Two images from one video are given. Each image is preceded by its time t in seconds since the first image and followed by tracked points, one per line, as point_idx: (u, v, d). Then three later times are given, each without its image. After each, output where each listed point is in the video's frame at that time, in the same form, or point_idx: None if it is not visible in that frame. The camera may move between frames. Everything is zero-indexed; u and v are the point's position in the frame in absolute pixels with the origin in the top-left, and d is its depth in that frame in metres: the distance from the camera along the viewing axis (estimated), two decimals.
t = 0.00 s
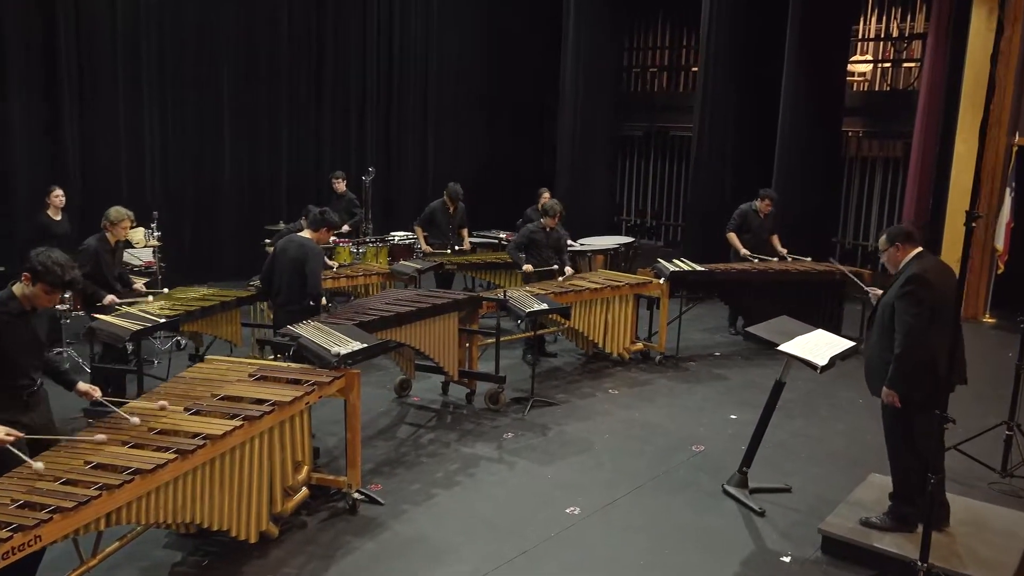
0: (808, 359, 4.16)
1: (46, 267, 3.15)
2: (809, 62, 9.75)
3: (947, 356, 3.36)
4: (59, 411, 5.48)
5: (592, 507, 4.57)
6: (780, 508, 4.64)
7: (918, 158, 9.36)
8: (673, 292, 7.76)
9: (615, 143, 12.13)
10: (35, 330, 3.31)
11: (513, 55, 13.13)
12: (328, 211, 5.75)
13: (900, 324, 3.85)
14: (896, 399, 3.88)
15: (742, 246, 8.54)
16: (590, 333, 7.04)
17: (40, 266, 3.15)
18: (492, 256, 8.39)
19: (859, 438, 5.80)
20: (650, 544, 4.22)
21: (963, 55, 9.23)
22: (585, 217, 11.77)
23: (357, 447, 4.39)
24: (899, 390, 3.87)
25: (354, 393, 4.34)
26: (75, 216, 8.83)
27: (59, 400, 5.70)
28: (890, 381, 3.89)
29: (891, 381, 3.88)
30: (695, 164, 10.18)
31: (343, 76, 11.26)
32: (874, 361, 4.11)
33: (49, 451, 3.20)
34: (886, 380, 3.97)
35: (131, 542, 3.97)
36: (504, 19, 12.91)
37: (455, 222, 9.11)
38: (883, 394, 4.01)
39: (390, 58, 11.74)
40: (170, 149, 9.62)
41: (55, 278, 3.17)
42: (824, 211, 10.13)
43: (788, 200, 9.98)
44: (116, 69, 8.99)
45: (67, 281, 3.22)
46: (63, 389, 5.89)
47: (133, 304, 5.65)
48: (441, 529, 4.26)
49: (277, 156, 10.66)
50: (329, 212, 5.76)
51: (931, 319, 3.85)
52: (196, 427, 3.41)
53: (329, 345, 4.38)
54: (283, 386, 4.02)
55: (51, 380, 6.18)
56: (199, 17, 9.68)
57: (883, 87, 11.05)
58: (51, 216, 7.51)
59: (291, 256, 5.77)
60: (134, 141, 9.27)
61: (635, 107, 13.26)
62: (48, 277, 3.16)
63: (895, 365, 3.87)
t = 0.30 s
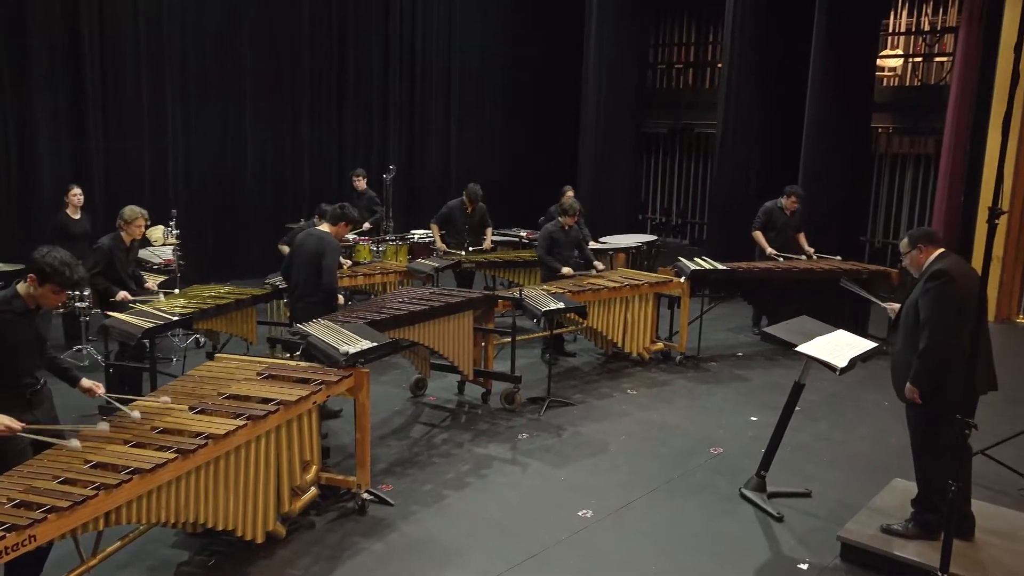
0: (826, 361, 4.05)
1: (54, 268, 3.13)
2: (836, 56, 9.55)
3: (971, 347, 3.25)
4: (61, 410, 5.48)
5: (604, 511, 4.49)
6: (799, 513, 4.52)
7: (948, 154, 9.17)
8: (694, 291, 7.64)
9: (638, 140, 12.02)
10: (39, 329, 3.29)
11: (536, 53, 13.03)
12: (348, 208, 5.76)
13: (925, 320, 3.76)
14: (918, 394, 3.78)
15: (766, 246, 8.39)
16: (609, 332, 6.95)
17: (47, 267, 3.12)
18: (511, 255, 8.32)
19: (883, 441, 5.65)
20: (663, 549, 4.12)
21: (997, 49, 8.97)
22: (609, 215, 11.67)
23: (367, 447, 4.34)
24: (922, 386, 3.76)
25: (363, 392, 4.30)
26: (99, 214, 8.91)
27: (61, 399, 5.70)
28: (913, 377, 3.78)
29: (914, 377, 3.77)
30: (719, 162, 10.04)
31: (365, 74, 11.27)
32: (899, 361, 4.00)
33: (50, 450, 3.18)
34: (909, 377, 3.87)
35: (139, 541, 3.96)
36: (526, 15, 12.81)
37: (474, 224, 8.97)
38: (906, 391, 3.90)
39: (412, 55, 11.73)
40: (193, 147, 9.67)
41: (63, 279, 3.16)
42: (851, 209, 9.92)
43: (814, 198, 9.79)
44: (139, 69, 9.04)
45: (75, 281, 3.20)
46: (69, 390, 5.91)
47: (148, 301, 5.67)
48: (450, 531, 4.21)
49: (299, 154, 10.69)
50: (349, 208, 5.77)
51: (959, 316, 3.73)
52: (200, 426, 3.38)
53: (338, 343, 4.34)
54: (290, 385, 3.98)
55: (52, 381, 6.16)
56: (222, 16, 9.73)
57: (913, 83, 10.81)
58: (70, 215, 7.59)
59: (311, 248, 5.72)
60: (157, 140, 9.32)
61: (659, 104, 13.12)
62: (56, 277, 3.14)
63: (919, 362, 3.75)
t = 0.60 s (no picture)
0: (841, 362, 3.94)
1: (53, 265, 3.13)
2: (861, 52, 9.36)
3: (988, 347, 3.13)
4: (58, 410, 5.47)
5: (614, 512, 4.41)
6: (814, 517, 4.41)
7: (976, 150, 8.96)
8: (712, 289, 7.53)
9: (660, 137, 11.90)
10: (39, 326, 3.29)
11: (557, 51, 12.94)
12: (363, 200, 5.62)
13: (951, 317, 3.63)
14: (941, 397, 3.65)
15: (789, 241, 8.22)
16: (625, 331, 6.86)
17: (47, 263, 3.12)
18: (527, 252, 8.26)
19: (904, 444, 5.51)
20: (672, 553, 4.04)
21: None
22: (630, 213, 11.57)
23: (373, 446, 4.31)
24: (945, 387, 3.62)
25: (370, 391, 4.26)
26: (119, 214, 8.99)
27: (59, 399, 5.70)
28: (935, 379, 3.66)
29: (937, 377, 3.64)
30: (740, 160, 9.90)
31: (385, 73, 11.25)
32: (923, 361, 3.88)
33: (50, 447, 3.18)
34: (932, 378, 3.73)
35: (144, 539, 3.95)
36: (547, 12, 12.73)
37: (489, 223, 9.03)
38: (929, 393, 3.77)
39: (432, 54, 11.70)
40: (212, 146, 9.70)
41: (63, 276, 3.15)
42: (877, 207, 9.73)
43: (838, 195, 9.61)
44: (160, 70, 9.09)
45: (75, 279, 3.19)
46: (69, 389, 5.90)
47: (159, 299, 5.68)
48: (456, 532, 4.15)
49: (319, 153, 10.71)
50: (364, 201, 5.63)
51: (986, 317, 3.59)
52: (199, 424, 3.36)
53: (344, 341, 4.31)
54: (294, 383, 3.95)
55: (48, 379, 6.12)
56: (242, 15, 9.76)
57: (941, 78, 10.58)
58: (86, 214, 7.77)
59: (324, 244, 5.58)
60: (177, 140, 9.36)
61: (681, 101, 12.98)
62: (56, 274, 3.13)
63: (942, 363, 3.62)
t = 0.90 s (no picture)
0: (847, 361, 3.86)
1: (41, 267, 3.11)
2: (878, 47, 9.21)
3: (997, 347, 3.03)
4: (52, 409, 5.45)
5: (617, 514, 4.34)
6: (822, 520, 4.32)
7: (995, 146, 8.79)
8: (723, 288, 7.43)
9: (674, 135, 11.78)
10: (30, 327, 3.28)
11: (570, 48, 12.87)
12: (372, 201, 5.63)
13: (974, 313, 3.51)
14: (956, 395, 3.55)
15: (803, 239, 8.09)
16: (633, 331, 6.78)
17: (35, 265, 3.10)
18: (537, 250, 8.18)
19: (917, 446, 5.39)
20: (674, 556, 3.96)
21: None
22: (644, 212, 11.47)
23: (373, 446, 4.26)
24: (960, 386, 3.52)
25: (368, 390, 4.22)
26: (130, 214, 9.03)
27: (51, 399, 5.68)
28: (950, 377, 3.56)
29: (954, 376, 3.53)
30: (753, 157, 9.78)
31: (397, 71, 11.22)
32: (938, 358, 3.77)
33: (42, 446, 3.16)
34: (948, 375, 3.63)
35: (142, 538, 3.94)
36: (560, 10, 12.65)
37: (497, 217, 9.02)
38: (942, 392, 3.67)
39: (444, 51, 11.66)
40: (224, 147, 9.72)
41: (49, 279, 3.13)
42: (894, 204, 9.57)
43: (853, 193, 9.46)
44: (171, 71, 9.11)
45: (64, 281, 3.17)
46: (64, 388, 5.89)
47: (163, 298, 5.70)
48: (455, 533, 4.10)
49: (330, 152, 10.70)
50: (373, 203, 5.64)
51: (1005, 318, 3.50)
52: (191, 423, 3.32)
53: (342, 339, 4.27)
54: (291, 382, 3.91)
55: (41, 377, 6.09)
56: (253, 15, 9.76)
57: (961, 73, 10.39)
58: (94, 213, 7.84)
59: (330, 241, 5.47)
60: (188, 140, 9.38)
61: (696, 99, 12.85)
62: (42, 277, 3.11)
63: (958, 360, 3.52)
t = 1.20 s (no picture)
0: (851, 360, 3.78)
1: (22, 262, 3.08)
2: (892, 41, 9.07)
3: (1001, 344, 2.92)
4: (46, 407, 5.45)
5: (616, 515, 4.28)
6: (826, 523, 4.23)
7: (1012, 142, 8.63)
8: (731, 286, 7.34)
9: (685, 133, 11.69)
10: (20, 322, 3.26)
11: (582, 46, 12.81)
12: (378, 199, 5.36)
13: (994, 307, 3.31)
14: (973, 392, 3.38)
15: (812, 242, 7.96)
16: (639, 329, 6.71)
17: (17, 260, 3.08)
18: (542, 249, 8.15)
19: (926, 447, 5.28)
20: (672, 558, 3.89)
21: None
22: (654, 211, 11.39)
23: (370, 444, 4.22)
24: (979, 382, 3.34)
25: (365, 388, 4.18)
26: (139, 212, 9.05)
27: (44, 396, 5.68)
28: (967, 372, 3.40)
29: (973, 371, 3.35)
30: (764, 154, 9.68)
31: (406, 69, 11.21)
32: (953, 353, 3.60)
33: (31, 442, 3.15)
34: (965, 371, 3.45)
35: (136, 536, 3.92)
36: (571, 7, 12.58)
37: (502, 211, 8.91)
38: (959, 389, 3.49)
39: (454, 49, 11.63)
40: (232, 145, 9.73)
41: (30, 274, 3.09)
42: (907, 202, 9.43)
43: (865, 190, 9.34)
44: (180, 69, 9.12)
45: (46, 277, 3.12)
46: (62, 386, 5.90)
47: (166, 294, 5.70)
48: (451, 533, 4.05)
49: (339, 150, 10.69)
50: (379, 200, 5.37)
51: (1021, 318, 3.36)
52: (181, 421, 3.29)
53: (339, 336, 4.23)
54: (286, 380, 3.87)
55: (35, 377, 6.08)
56: (262, 15, 9.77)
57: (977, 68, 10.22)
58: (102, 211, 7.84)
59: (331, 239, 5.39)
60: (197, 138, 9.38)
61: (708, 96, 12.74)
62: (23, 272, 3.08)
63: (975, 356, 3.36)
